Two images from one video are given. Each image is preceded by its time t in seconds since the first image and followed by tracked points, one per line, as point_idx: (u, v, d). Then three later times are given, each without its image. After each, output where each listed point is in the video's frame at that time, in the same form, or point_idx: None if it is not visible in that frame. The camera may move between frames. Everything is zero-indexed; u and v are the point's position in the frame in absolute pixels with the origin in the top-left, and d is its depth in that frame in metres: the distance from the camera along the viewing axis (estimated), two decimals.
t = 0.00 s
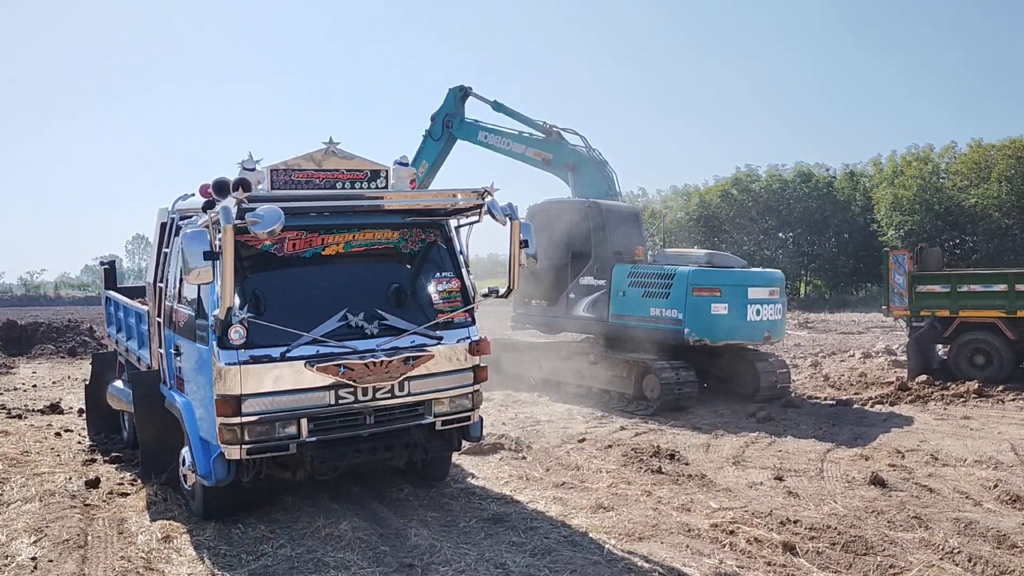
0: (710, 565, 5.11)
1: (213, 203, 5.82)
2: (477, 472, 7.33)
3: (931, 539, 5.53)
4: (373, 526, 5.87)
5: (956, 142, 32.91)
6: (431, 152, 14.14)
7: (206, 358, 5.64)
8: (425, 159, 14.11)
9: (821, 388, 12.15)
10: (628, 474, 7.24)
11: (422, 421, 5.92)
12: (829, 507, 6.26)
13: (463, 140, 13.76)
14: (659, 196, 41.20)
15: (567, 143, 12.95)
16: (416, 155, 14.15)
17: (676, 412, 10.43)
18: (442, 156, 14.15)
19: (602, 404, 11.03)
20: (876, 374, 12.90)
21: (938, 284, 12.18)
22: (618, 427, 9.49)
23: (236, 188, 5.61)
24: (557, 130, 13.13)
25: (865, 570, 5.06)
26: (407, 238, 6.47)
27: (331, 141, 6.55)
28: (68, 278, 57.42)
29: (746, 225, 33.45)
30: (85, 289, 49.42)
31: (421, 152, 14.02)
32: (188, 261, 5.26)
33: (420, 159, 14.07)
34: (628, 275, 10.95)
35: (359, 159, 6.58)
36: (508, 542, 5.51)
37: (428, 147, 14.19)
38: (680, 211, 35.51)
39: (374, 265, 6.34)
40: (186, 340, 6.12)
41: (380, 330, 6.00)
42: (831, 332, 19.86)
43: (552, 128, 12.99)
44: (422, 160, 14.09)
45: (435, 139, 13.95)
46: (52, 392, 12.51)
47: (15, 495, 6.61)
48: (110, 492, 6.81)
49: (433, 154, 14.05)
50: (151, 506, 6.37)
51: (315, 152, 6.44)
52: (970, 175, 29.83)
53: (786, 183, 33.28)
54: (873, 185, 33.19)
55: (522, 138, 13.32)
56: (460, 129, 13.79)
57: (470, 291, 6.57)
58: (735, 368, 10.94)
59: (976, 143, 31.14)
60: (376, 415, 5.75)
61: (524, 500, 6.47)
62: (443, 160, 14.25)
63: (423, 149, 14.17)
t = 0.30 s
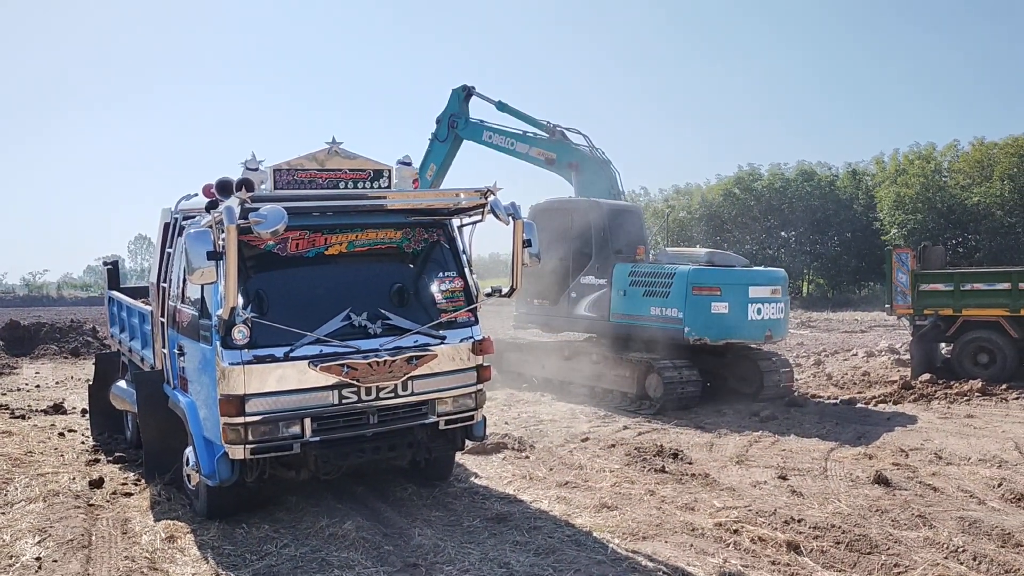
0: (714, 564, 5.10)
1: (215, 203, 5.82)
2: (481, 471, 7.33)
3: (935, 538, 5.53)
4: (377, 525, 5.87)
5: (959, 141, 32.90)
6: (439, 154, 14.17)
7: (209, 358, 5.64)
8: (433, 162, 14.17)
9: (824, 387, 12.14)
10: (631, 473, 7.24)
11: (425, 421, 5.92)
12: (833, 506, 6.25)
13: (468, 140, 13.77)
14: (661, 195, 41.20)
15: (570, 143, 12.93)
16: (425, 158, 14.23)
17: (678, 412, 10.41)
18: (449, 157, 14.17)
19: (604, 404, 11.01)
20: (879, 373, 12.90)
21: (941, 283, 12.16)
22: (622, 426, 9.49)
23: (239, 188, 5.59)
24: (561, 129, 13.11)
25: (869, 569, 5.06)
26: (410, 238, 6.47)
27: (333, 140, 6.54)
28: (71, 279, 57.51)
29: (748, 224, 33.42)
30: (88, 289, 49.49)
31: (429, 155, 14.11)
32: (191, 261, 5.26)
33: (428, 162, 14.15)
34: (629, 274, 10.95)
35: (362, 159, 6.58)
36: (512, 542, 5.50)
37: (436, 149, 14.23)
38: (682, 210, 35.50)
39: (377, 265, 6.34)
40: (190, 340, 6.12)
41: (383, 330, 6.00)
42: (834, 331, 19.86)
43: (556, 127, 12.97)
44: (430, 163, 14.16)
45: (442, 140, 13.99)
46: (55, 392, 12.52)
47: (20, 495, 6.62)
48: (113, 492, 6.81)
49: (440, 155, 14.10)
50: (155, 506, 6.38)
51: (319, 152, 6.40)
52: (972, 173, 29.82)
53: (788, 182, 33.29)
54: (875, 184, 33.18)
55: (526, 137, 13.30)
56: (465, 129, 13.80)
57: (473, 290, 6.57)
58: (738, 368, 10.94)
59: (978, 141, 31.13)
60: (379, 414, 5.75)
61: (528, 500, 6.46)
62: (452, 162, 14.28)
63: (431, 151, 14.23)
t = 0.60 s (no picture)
0: (711, 564, 5.11)
1: (212, 205, 5.81)
2: (478, 472, 7.33)
3: (931, 537, 5.54)
4: (374, 526, 5.87)
5: (954, 140, 32.97)
6: (435, 156, 14.19)
7: (206, 360, 5.63)
8: (429, 164, 14.20)
9: (820, 386, 12.16)
10: (628, 473, 7.25)
11: (422, 422, 5.92)
12: (830, 505, 6.27)
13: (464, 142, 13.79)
14: (657, 195, 41.23)
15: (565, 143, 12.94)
16: (421, 160, 14.25)
17: (675, 412, 10.42)
18: (446, 159, 14.19)
19: (601, 404, 11.01)
20: (875, 372, 12.92)
21: (937, 281, 12.19)
22: (618, 426, 9.49)
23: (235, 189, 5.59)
24: (556, 129, 13.12)
25: (866, 567, 5.06)
26: (406, 238, 6.47)
27: (329, 141, 6.55)
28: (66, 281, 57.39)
29: (743, 224, 33.44)
30: (83, 291, 49.40)
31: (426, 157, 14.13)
32: (187, 263, 5.26)
33: (425, 164, 14.16)
34: (626, 274, 10.96)
35: (358, 160, 6.58)
36: (509, 542, 5.51)
37: (433, 152, 14.24)
38: (678, 210, 35.52)
39: (374, 266, 6.34)
40: (186, 342, 6.12)
41: (380, 331, 6.00)
42: (829, 330, 19.90)
43: (551, 128, 12.99)
44: (427, 166, 14.18)
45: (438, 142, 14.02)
46: (51, 395, 12.49)
47: (16, 498, 6.61)
48: (110, 494, 6.80)
49: (437, 157, 14.12)
50: (151, 508, 6.37)
51: (315, 153, 6.47)
52: (967, 172, 29.89)
53: (784, 181, 33.38)
54: (871, 184, 33.28)
55: (521, 138, 13.32)
56: (461, 131, 13.81)
57: (469, 290, 6.57)
58: (734, 369, 10.98)
59: (973, 140, 31.20)
60: (376, 416, 5.75)
61: (525, 500, 6.47)
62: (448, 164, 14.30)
63: (427, 154, 14.25)
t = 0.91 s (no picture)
0: (703, 563, 5.12)
1: (202, 206, 5.80)
2: (470, 472, 7.33)
3: (922, 535, 5.56)
4: (366, 528, 5.86)
5: (944, 140, 33.11)
6: (418, 174, 14.18)
7: (196, 361, 5.62)
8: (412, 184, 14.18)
9: (811, 385, 12.19)
10: (620, 472, 7.26)
11: (414, 423, 5.91)
12: (821, 504, 6.29)
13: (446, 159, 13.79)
14: (649, 195, 41.30)
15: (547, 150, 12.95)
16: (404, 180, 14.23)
17: (667, 411, 10.43)
18: (429, 177, 14.19)
19: (593, 404, 11.01)
20: (866, 371, 12.98)
21: (928, 280, 12.24)
22: (611, 426, 9.50)
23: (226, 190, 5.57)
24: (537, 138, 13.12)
25: (857, 566, 5.08)
26: (397, 239, 6.46)
27: (320, 141, 6.54)
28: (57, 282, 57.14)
29: (735, 223, 33.51)
30: (74, 293, 49.19)
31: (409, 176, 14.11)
32: (177, 264, 5.24)
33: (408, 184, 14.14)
34: (619, 274, 10.96)
35: (348, 161, 6.57)
36: (501, 543, 5.51)
37: (415, 170, 14.23)
38: (670, 210, 35.57)
39: (365, 266, 6.33)
40: (177, 344, 6.10)
41: (372, 332, 5.99)
42: (820, 329, 19.98)
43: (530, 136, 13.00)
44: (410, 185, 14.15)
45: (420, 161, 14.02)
46: (41, 397, 12.42)
47: (6, 501, 6.58)
48: (100, 497, 6.78)
49: (420, 176, 14.11)
50: (142, 510, 6.35)
51: (306, 153, 6.41)
52: (957, 172, 30.03)
53: (775, 181, 33.50)
54: (861, 184, 33.40)
55: (503, 150, 13.32)
56: (442, 147, 13.81)
57: (461, 291, 6.56)
58: (725, 367, 10.99)
59: (963, 140, 31.35)
60: (368, 417, 5.74)
61: (517, 500, 6.47)
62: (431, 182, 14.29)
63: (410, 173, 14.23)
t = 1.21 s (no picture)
0: (700, 562, 5.13)
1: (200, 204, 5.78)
2: (467, 471, 7.33)
3: (918, 534, 5.57)
4: (363, 526, 5.86)
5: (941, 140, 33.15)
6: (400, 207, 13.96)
7: (194, 360, 5.61)
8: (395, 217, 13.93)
9: (808, 384, 12.21)
10: (617, 471, 7.27)
11: (411, 422, 5.91)
12: (817, 503, 6.30)
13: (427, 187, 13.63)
14: (647, 194, 41.30)
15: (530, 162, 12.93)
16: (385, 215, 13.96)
17: (665, 410, 10.43)
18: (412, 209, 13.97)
19: (590, 403, 11.02)
20: (863, 371, 12.99)
21: (924, 280, 12.26)
22: (608, 425, 9.51)
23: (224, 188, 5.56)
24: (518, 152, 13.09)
25: (854, 565, 5.09)
26: (395, 238, 6.45)
27: (317, 140, 6.53)
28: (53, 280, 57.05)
29: (733, 223, 33.51)
30: (71, 291, 49.10)
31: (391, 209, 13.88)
32: (175, 263, 5.24)
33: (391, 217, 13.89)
34: (620, 273, 10.95)
35: (346, 159, 6.57)
36: (498, 541, 5.51)
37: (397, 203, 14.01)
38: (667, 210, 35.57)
39: (363, 265, 6.33)
40: (174, 342, 6.09)
41: (369, 330, 6.00)
42: (817, 329, 20.01)
43: (511, 151, 12.95)
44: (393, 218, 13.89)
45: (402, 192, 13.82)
46: (38, 395, 12.41)
47: (3, 499, 6.57)
48: (97, 495, 6.77)
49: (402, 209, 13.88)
50: (139, 509, 6.35)
51: (303, 152, 6.40)
52: (955, 172, 30.06)
53: (772, 180, 33.52)
54: (859, 183, 33.44)
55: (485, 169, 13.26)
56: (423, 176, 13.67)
57: (459, 290, 6.55)
58: (723, 366, 10.98)
59: (960, 140, 31.40)
60: (365, 415, 5.74)
61: (515, 499, 6.48)
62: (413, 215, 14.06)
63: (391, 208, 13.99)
